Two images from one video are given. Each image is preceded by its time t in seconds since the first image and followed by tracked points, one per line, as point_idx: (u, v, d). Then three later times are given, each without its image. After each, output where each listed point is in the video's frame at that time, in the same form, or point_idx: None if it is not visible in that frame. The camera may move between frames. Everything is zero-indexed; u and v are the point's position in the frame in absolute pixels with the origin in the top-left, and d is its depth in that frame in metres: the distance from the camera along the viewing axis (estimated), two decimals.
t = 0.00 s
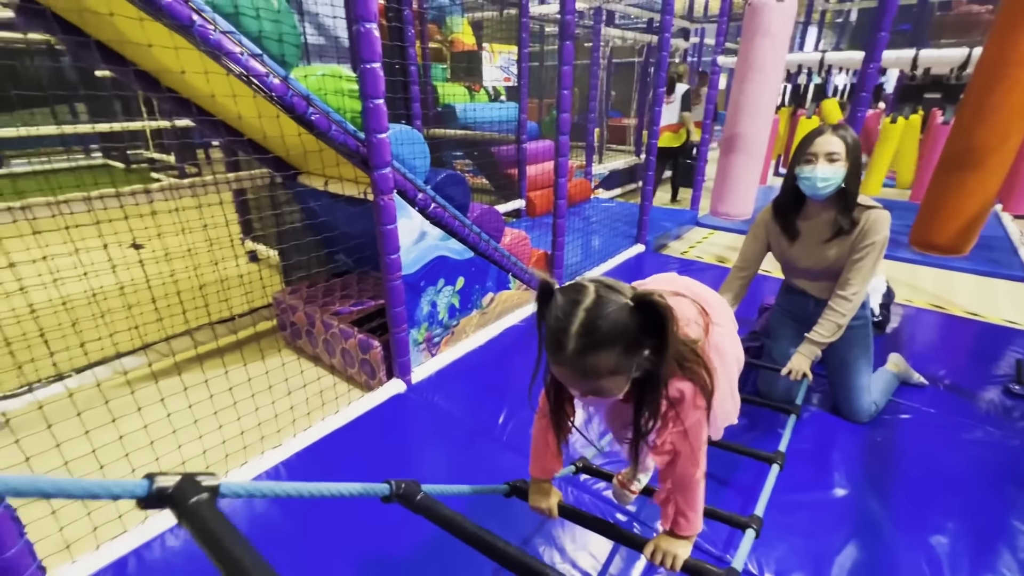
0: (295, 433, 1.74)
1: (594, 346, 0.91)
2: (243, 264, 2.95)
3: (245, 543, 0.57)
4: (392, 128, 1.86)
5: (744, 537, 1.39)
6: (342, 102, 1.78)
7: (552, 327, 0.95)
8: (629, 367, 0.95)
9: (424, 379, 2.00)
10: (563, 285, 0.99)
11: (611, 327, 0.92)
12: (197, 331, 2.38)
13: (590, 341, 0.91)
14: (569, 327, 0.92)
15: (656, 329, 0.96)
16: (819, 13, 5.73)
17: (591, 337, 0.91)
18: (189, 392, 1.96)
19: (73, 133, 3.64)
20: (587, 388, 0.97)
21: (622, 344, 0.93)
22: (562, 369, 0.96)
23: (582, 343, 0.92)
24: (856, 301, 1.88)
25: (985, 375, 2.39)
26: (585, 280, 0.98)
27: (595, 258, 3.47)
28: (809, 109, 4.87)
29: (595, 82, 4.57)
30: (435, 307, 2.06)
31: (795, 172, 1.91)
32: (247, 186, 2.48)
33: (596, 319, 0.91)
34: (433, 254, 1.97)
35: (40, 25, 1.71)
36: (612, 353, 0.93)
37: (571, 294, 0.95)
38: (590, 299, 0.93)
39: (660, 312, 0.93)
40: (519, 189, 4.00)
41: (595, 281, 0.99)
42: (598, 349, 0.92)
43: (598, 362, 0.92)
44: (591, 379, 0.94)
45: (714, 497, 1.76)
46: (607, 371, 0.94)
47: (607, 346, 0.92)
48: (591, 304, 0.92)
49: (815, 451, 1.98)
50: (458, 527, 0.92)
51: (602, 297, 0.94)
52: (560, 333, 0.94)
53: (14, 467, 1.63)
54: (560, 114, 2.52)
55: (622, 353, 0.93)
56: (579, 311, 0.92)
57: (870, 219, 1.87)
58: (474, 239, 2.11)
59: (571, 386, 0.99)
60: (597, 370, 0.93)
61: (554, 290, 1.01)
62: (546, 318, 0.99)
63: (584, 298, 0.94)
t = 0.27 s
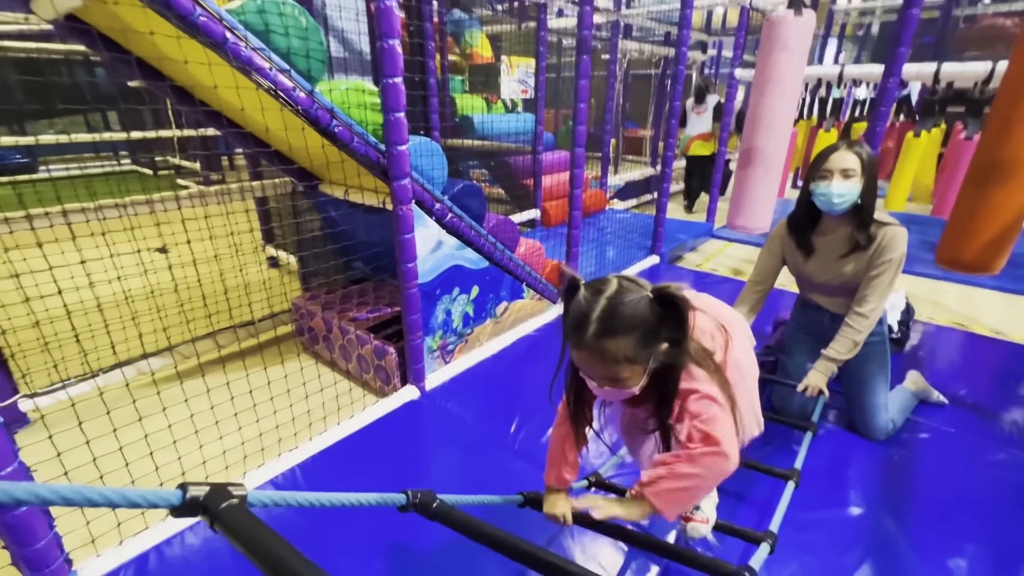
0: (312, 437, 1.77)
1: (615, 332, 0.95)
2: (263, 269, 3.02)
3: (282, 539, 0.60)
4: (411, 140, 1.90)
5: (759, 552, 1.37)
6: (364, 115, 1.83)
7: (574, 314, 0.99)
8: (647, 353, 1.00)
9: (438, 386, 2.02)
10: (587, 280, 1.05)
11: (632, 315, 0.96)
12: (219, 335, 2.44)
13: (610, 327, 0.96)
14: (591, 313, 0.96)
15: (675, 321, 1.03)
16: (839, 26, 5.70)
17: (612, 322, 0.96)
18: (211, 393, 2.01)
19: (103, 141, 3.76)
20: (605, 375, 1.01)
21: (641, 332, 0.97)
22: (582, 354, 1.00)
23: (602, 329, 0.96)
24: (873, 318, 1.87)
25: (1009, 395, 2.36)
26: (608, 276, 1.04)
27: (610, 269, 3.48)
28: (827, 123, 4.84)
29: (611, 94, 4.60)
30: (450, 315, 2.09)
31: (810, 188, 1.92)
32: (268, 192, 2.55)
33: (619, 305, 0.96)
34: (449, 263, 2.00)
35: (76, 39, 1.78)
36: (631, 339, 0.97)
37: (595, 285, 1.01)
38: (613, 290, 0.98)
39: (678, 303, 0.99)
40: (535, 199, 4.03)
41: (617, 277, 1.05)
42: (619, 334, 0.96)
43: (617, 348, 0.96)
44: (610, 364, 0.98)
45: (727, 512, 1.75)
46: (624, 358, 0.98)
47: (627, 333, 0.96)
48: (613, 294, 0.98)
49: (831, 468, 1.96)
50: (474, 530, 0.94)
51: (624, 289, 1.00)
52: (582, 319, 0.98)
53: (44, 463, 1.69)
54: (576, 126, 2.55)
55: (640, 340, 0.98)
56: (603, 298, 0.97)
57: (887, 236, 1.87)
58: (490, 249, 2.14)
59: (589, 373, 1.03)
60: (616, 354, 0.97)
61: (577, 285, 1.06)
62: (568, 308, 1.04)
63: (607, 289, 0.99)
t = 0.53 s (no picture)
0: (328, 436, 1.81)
1: (614, 320, 1.01)
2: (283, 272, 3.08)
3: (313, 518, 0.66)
4: (433, 149, 1.94)
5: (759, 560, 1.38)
6: (389, 124, 1.88)
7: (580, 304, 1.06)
8: (645, 346, 1.04)
9: (452, 391, 2.05)
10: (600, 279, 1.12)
11: (633, 306, 1.02)
12: (241, 335, 2.50)
13: (611, 316, 1.02)
14: (595, 302, 1.03)
15: (675, 320, 1.07)
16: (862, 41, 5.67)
17: (612, 312, 1.02)
18: (232, 390, 2.07)
19: (134, 144, 3.88)
20: (604, 364, 1.05)
21: (641, 324, 1.02)
22: (584, 343, 1.05)
23: (603, 317, 1.02)
24: (891, 334, 1.87)
25: None
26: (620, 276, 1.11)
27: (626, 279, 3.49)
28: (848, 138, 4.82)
29: (631, 105, 4.63)
30: (465, 321, 2.12)
31: (828, 203, 1.92)
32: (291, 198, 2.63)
33: (621, 297, 1.03)
34: (465, 270, 2.04)
35: (116, 47, 1.85)
36: (630, 329, 1.02)
37: (604, 281, 1.08)
38: (619, 284, 1.05)
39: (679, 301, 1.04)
40: (552, 208, 4.06)
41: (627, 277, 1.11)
42: (618, 323, 1.01)
43: (615, 336, 1.02)
44: (609, 352, 1.03)
45: (738, 524, 1.75)
46: (622, 347, 1.02)
47: (626, 323, 1.02)
48: (619, 288, 1.04)
49: (844, 484, 1.95)
50: (480, 521, 0.97)
51: (631, 284, 1.06)
52: (586, 309, 1.05)
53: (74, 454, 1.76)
54: (595, 137, 2.58)
55: (639, 332, 1.02)
56: (607, 291, 1.04)
57: (907, 252, 1.86)
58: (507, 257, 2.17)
59: (591, 363, 1.08)
60: (615, 343, 1.02)
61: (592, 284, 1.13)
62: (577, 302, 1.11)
63: (614, 283, 1.06)
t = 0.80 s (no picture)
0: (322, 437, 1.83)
1: (624, 312, 1.06)
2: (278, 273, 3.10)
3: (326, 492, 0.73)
4: (435, 156, 1.98)
5: (736, 566, 1.42)
6: (393, 132, 1.91)
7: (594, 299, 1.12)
8: (651, 343, 1.08)
9: (446, 395, 2.08)
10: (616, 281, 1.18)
11: (643, 303, 1.07)
12: (238, 333, 2.52)
13: (621, 309, 1.06)
14: (608, 295, 1.09)
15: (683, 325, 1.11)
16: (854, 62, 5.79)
17: (624, 305, 1.07)
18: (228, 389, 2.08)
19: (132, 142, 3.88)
20: (607, 357, 1.09)
21: (648, 320, 1.07)
22: (592, 333, 1.09)
23: (614, 309, 1.07)
24: (872, 347, 1.92)
25: (1010, 431, 2.38)
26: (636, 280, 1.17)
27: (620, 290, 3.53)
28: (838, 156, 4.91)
29: (627, 118, 4.69)
30: (462, 326, 2.15)
31: (816, 221, 1.97)
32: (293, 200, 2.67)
33: (633, 294, 1.08)
34: (463, 276, 2.07)
35: (123, 47, 1.88)
36: (637, 323, 1.06)
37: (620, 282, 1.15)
38: (634, 283, 1.11)
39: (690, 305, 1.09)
40: (548, 217, 4.10)
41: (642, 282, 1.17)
42: (626, 316, 1.06)
43: (621, 328, 1.06)
44: (613, 344, 1.07)
45: (723, 531, 1.79)
46: (628, 340, 1.06)
47: (635, 317, 1.06)
48: (633, 286, 1.10)
49: (827, 494, 1.99)
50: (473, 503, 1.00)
51: (645, 284, 1.12)
52: (598, 302, 1.10)
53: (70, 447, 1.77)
54: (592, 149, 2.64)
55: (646, 327, 1.07)
56: (621, 288, 1.10)
57: (888, 269, 1.92)
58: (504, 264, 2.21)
59: (595, 356, 1.12)
60: (621, 335, 1.06)
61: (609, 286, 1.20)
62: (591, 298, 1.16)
63: (629, 282, 1.12)
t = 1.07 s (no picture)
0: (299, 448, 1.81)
1: (627, 328, 1.07)
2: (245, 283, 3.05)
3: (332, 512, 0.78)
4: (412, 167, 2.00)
5: (705, 561, 1.51)
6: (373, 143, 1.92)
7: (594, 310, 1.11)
8: (650, 358, 1.10)
9: (424, 404, 2.08)
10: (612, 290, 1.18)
11: (644, 319, 1.08)
12: (205, 344, 2.47)
13: (623, 325, 1.07)
14: (610, 309, 1.09)
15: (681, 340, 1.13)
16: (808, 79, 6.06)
17: (625, 320, 1.07)
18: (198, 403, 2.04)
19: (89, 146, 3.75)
20: (606, 370, 1.10)
21: (649, 335, 1.08)
22: (593, 346, 1.10)
23: (616, 324, 1.08)
24: (825, 350, 2.02)
25: (951, 426, 2.53)
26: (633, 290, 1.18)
27: (588, 297, 3.60)
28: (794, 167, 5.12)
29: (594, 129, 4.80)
30: (439, 334, 2.17)
31: (776, 231, 2.07)
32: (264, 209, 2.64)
33: (634, 309, 1.09)
34: (440, 285, 2.09)
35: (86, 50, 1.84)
36: (638, 339, 1.08)
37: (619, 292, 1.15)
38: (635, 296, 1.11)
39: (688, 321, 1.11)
40: (518, 225, 4.15)
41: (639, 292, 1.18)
42: (628, 332, 1.07)
43: (623, 343, 1.07)
44: (615, 359, 1.08)
45: (691, 527, 1.84)
46: (629, 355, 1.08)
47: (637, 333, 1.07)
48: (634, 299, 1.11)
49: (788, 488, 2.08)
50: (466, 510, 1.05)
51: (644, 298, 1.13)
52: (600, 315, 1.10)
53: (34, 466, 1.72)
54: (564, 160, 2.69)
55: (647, 342, 1.08)
56: (623, 302, 1.10)
57: (838, 279, 2.02)
58: (479, 273, 2.24)
59: (593, 368, 1.12)
60: (623, 350, 1.07)
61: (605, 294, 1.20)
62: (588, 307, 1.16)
63: (629, 294, 1.13)
